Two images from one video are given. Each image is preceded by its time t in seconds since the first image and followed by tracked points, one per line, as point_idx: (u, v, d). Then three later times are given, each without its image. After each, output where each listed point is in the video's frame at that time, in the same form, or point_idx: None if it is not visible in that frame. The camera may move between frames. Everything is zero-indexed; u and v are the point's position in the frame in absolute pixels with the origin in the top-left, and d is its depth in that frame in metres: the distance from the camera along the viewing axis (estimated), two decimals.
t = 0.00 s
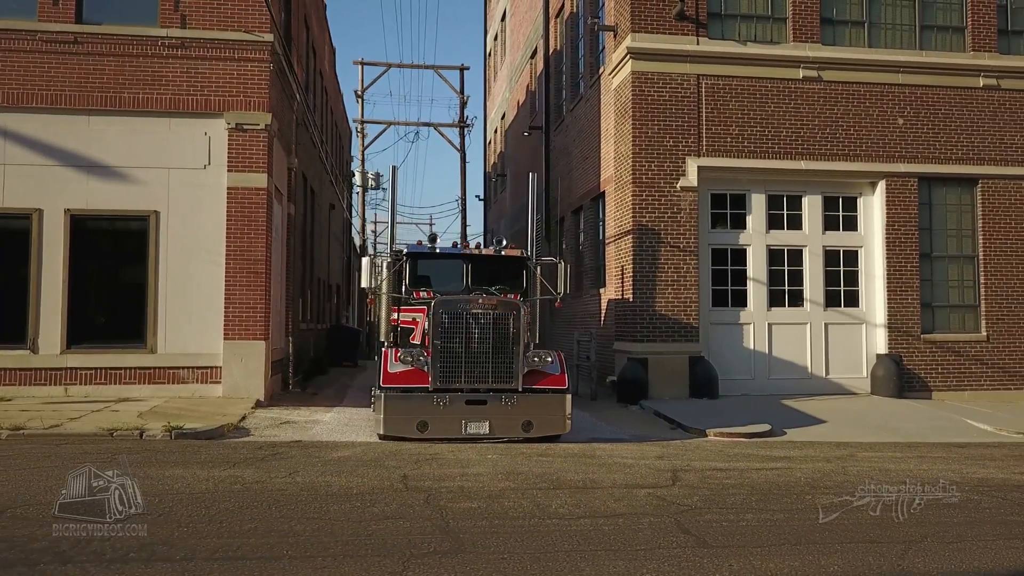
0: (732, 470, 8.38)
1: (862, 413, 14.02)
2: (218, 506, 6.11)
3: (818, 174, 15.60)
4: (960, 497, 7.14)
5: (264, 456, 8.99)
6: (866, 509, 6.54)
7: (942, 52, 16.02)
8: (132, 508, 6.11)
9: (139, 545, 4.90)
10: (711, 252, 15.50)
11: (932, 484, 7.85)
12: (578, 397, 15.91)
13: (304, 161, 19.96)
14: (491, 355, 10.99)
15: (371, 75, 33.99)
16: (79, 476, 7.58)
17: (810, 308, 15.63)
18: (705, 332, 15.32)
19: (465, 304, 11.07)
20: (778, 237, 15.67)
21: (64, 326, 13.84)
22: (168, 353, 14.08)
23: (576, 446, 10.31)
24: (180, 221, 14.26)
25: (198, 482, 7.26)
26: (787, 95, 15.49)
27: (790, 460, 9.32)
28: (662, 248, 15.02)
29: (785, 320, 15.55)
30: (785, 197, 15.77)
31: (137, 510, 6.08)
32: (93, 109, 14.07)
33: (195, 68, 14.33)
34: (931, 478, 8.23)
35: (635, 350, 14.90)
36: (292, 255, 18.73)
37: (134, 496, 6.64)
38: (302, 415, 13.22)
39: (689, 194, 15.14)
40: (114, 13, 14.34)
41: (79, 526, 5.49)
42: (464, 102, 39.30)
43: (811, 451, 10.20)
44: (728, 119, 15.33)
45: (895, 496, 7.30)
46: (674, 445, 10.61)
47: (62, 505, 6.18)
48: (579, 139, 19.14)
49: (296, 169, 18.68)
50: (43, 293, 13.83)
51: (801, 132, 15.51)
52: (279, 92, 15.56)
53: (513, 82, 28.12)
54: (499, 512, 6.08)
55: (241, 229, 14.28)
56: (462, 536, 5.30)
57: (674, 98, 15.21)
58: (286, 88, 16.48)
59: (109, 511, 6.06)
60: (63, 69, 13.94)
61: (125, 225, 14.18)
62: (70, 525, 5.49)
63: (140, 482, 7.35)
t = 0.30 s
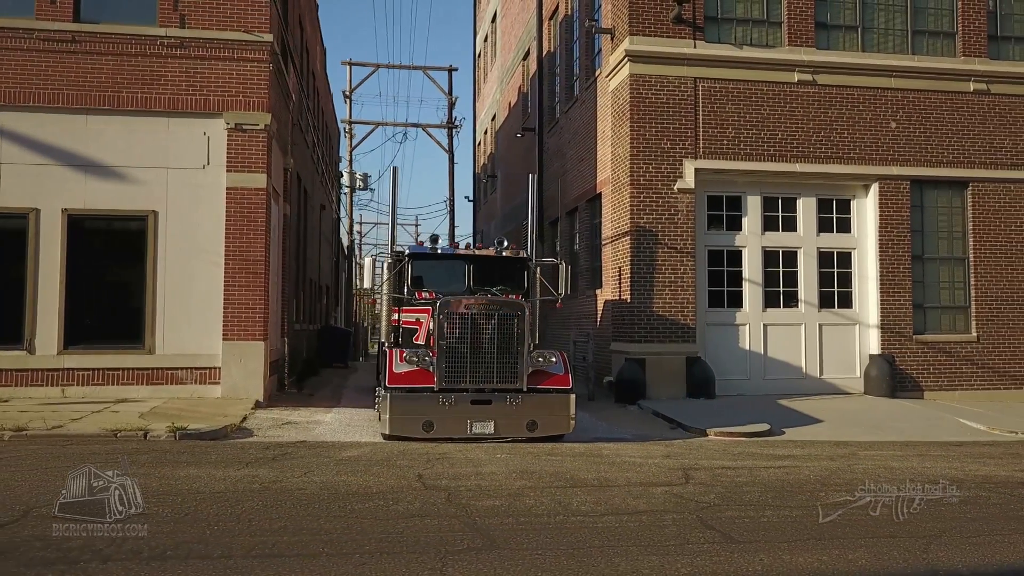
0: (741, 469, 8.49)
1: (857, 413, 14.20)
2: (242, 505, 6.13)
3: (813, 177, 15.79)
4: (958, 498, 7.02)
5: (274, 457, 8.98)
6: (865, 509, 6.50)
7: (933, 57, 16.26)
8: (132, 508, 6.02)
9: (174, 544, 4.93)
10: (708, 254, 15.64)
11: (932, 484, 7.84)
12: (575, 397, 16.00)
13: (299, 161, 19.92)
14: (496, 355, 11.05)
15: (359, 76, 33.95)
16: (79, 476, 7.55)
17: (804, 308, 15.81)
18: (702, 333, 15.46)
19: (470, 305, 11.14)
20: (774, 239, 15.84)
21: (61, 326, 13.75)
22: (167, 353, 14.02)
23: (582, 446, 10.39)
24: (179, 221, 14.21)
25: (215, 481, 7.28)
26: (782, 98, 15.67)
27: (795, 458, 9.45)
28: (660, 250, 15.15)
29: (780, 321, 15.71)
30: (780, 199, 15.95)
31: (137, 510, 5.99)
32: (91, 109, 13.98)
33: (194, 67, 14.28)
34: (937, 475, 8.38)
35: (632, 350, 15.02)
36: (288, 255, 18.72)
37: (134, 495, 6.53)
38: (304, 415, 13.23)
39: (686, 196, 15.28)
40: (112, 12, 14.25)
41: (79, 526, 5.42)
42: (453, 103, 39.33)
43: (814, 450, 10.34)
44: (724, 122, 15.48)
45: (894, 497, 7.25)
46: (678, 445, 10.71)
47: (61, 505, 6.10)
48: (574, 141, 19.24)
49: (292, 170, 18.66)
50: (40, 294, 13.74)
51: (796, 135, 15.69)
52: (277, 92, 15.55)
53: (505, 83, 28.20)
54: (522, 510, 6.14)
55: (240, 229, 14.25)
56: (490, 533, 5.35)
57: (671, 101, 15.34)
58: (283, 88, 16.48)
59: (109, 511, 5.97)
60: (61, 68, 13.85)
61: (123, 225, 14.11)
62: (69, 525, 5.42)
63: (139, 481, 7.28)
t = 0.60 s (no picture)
0: (751, 468, 8.58)
1: (853, 413, 14.38)
2: (267, 506, 6.15)
3: (808, 180, 15.97)
4: (957, 497, 7.08)
5: (284, 458, 8.98)
6: (866, 508, 6.57)
7: (925, 62, 16.50)
8: (132, 508, 6.05)
9: (209, 544, 4.94)
10: (705, 255, 15.79)
11: (932, 484, 7.91)
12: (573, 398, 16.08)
13: (293, 163, 19.88)
14: (501, 356, 11.10)
15: (348, 76, 33.87)
16: (78, 476, 7.63)
17: (799, 310, 15.99)
18: (699, 334, 15.59)
19: (475, 306, 11.17)
20: (769, 241, 16.00)
21: (58, 328, 13.65)
22: (165, 355, 13.95)
23: (587, 446, 10.46)
24: (177, 222, 14.15)
25: (232, 482, 7.28)
26: (777, 102, 15.83)
27: (801, 458, 9.56)
28: (658, 251, 15.26)
29: (775, 323, 15.87)
30: (775, 202, 16.12)
31: (137, 510, 6.02)
32: (88, 109, 13.90)
33: (193, 67, 14.23)
34: (942, 474, 8.52)
35: (630, 351, 15.12)
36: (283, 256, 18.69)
37: (134, 495, 6.63)
38: (305, 417, 13.21)
39: (684, 199, 15.41)
40: (110, 11, 14.16)
41: (79, 526, 5.42)
42: (440, 104, 39.32)
43: (817, 450, 10.46)
44: (721, 125, 15.63)
45: (895, 496, 7.34)
46: (682, 445, 10.81)
47: (62, 505, 6.13)
48: (569, 143, 19.34)
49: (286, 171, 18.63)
50: (37, 295, 13.63)
51: (792, 138, 15.86)
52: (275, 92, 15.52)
53: (496, 85, 28.26)
54: (545, 509, 6.19)
55: (240, 229, 14.22)
56: (520, 533, 5.39)
57: (668, 104, 15.47)
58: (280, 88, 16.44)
59: (109, 512, 6.01)
60: (58, 68, 13.75)
61: (121, 225, 14.03)
62: (69, 525, 5.42)
63: (138, 481, 7.36)
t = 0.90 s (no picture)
0: (764, 468, 8.67)
1: (855, 414, 14.51)
2: (295, 507, 6.17)
3: (809, 183, 16.10)
4: (964, 496, 7.11)
5: (299, 459, 8.98)
6: (887, 507, 6.70)
7: (923, 66, 16.68)
8: (133, 509, 6.09)
9: (249, 544, 4.95)
10: (707, 257, 15.89)
11: (932, 484, 7.95)
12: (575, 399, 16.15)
13: (292, 163, 19.85)
14: (511, 357, 11.14)
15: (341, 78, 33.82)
16: (79, 476, 7.67)
17: (799, 311, 16.12)
18: (701, 335, 15.68)
19: (485, 308, 11.19)
20: (770, 243, 16.12)
21: (62, 329, 13.58)
22: (169, 356, 13.90)
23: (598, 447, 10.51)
24: (181, 222, 14.11)
25: (253, 483, 7.29)
26: (778, 105, 15.95)
27: (812, 458, 9.66)
28: (661, 253, 15.34)
29: (776, 324, 15.99)
30: (776, 204, 16.25)
31: (139, 510, 6.06)
32: (92, 109, 13.84)
33: (197, 68, 14.19)
34: (953, 474, 8.63)
35: (633, 353, 15.19)
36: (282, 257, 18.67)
37: (135, 497, 6.62)
38: (311, 418, 13.21)
39: (686, 201, 15.51)
40: (114, 11, 14.10)
41: (81, 526, 5.44)
42: (433, 106, 39.33)
43: (825, 450, 10.56)
44: (723, 128, 15.73)
45: (915, 495, 7.44)
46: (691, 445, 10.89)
47: (64, 505, 6.17)
48: (568, 145, 19.41)
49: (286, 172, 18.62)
50: (40, 295, 13.56)
51: (792, 142, 15.99)
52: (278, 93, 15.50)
53: (492, 87, 28.30)
54: (573, 509, 6.24)
55: (244, 230, 14.19)
56: (555, 532, 5.44)
57: (671, 107, 15.56)
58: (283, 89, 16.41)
59: (110, 512, 6.04)
60: (62, 67, 13.69)
61: (124, 226, 13.98)
62: (71, 525, 5.45)
63: (140, 481, 7.37)
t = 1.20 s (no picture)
0: (780, 468, 8.75)
1: (857, 414, 14.63)
2: (326, 507, 6.20)
3: (810, 185, 16.22)
4: (982, 495, 7.21)
5: (315, 460, 8.99)
6: (908, 506, 6.79)
7: (922, 70, 16.84)
8: (132, 508, 6.15)
9: (289, 544, 4.98)
10: (709, 259, 15.97)
11: (932, 485, 8.03)
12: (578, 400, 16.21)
13: (292, 164, 19.81)
14: (522, 359, 11.19)
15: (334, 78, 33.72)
16: (78, 476, 7.69)
17: (801, 313, 16.23)
18: (703, 337, 15.77)
19: (496, 309, 11.23)
20: (772, 245, 16.23)
21: (66, 330, 13.52)
22: (174, 357, 13.87)
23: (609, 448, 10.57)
24: (187, 223, 14.08)
25: (276, 484, 7.30)
26: (780, 108, 16.07)
27: (823, 458, 9.75)
28: (665, 255, 15.43)
29: (778, 326, 16.11)
30: (778, 206, 16.36)
31: (137, 510, 6.12)
32: (97, 109, 13.79)
33: (202, 69, 14.16)
34: (966, 473, 8.74)
35: (637, 354, 15.27)
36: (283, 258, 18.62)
37: (133, 496, 6.65)
38: (318, 420, 13.20)
39: (689, 203, 15.60)
40: (118, 11, 14.05)
41: (79, 526, 5.47)
42: (427, 107, 39.28)
43: (834, 450, 10.66)
44: (726, 131, 15.83)
45: (932, 494, 7.55)
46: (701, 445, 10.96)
47: (62, 504, 6.20)
48: (569, 147, 19.47)
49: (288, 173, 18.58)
50: (44, 296, 13.50)
51: (794, 145, 16.11)
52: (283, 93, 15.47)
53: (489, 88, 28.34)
54: (602, 509, 6.29)
55: (249, 231, 14.18)
56: (589, 532, 5.49)
57: (674, 110, 15.65)
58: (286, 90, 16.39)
59: (109, 512, 6.09)
60: (66, 67, 13.63)
61: (129, 227, 13.93)
62: (70, 525, 5.47)
63: (136, 481, 7.41)
